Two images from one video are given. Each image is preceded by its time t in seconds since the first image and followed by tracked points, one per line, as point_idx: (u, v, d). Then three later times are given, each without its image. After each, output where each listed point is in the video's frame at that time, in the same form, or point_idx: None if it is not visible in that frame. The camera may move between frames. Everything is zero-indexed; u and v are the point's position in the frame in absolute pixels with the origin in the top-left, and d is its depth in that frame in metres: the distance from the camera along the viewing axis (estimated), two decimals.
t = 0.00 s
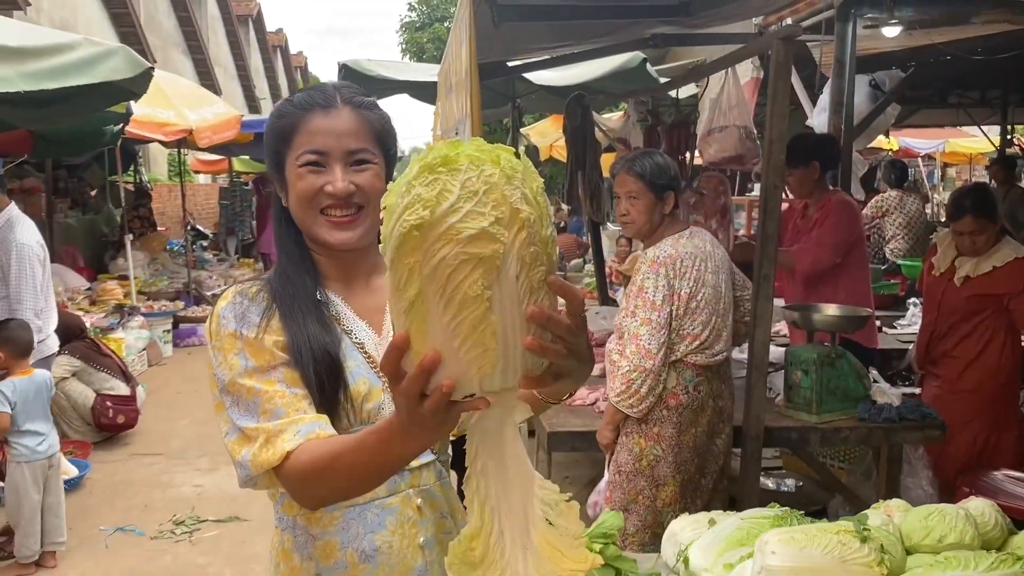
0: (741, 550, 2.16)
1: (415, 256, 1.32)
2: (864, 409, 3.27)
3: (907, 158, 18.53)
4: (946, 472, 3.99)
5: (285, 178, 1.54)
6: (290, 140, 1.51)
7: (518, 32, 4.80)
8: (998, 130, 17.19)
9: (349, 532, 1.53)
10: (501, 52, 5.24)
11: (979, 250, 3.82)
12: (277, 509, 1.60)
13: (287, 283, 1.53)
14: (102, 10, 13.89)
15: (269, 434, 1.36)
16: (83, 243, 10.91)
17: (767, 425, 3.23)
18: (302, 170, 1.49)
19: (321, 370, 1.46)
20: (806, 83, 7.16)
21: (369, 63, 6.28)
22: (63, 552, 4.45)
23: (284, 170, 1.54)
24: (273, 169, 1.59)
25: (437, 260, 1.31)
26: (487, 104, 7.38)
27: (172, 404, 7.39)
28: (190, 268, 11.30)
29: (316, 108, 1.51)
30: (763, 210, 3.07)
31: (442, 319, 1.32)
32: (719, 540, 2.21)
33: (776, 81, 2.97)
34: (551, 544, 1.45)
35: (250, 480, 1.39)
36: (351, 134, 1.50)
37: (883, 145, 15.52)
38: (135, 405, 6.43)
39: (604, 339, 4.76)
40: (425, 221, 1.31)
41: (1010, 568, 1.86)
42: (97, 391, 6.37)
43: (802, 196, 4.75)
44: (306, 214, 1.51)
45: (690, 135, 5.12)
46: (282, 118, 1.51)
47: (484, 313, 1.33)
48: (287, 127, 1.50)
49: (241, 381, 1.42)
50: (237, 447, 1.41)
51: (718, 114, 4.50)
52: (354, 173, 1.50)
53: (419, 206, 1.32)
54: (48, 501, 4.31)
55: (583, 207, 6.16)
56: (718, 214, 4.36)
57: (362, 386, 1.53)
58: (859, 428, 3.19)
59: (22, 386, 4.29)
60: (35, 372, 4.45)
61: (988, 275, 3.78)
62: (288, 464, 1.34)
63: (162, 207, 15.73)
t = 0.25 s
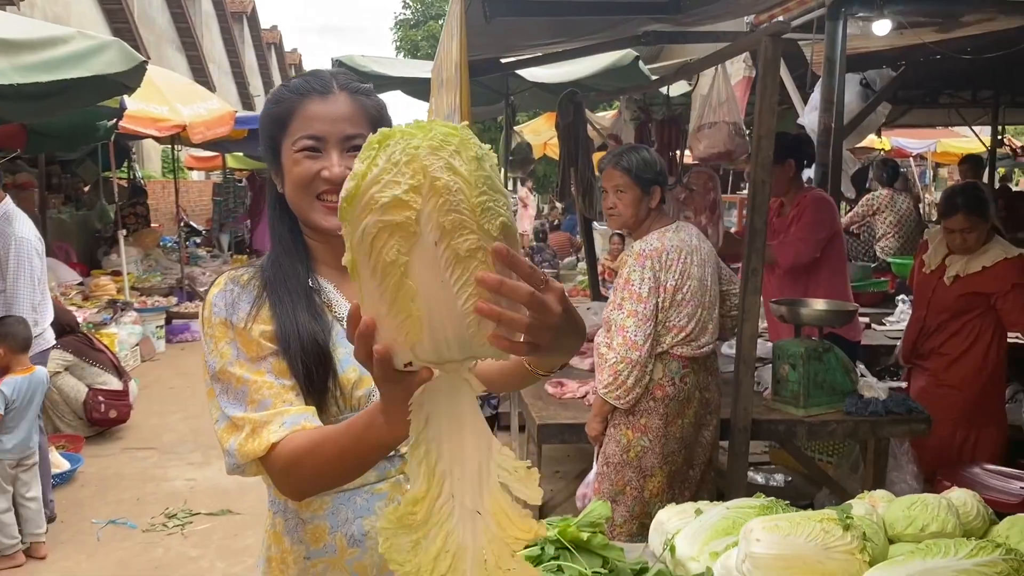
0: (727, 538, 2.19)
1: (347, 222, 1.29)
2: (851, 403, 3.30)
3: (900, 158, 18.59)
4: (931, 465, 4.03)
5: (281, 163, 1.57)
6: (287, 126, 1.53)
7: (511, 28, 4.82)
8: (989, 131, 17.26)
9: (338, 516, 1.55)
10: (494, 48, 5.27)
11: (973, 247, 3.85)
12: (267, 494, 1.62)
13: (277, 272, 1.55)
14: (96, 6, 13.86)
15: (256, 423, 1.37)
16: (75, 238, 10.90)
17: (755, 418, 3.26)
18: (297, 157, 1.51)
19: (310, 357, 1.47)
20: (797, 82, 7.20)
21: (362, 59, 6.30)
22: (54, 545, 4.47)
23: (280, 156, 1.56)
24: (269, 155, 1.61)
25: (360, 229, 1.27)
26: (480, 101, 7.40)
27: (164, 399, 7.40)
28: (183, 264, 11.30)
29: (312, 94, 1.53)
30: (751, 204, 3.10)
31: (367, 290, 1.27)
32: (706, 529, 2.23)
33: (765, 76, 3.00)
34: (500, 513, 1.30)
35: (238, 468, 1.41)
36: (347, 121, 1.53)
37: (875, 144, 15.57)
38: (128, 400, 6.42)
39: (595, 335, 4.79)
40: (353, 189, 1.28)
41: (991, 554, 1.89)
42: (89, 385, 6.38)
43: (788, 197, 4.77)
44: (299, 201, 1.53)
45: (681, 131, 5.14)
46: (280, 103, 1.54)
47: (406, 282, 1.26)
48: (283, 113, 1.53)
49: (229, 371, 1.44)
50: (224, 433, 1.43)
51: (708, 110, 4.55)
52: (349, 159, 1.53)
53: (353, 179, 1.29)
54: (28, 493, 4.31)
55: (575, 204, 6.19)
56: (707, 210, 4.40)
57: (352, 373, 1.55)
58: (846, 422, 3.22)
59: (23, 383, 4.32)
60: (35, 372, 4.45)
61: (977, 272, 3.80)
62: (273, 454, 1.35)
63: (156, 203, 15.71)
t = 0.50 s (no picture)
0: (713, 526, 2.20)
1: (367, 202, 1.32)
2: (838, 394, 3.32)
3: (887, 156, 18.67)
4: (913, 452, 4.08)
5: (283, 144, 1.55)
6: (298, 105, 1.52)
7: (501, 20, 4.82)
8: (976, 129, 17.36)
9: (322, 498, 1.57)
10: (484, 41, 5.27)
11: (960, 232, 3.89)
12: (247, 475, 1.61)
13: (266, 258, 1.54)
14: None
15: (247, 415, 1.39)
16: (63, 232, 10.84)
17: (742, 408, 3.28)
18: (309, 137, 1.51)
19: (303, 343, 1.49)
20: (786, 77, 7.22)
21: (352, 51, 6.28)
22: (41, 538, 4.45)
23: (285, 134, 1.54)
24: (268, 135, 1.59)
25: (381, 209, 1.31)
26: (469, 95, 7.40)
27: (152, 393, 7.38)
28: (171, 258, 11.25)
29: (324, 78, 1.53)
30: (738, 196, 3.12)
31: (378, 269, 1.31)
32: (692, 516, 2.24)
33: (753, 67, 3.01)
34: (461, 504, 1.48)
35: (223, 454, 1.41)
36: (358, 105, 1.55)
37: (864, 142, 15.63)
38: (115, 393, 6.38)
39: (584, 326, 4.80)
40: (376, 171, 1.32)
41: (974, 539, 1.91)
42: (76, 378, 6.35)
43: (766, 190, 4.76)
44: (302, 184, 1.53)
45: (669, 125, 5.16)
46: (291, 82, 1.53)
47: (422, 267, 1.32)
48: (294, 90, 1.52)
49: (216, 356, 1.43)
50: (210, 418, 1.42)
51: (696, 103, 4.58)
52: (360, 142, 1.53)
53: (380, 158, 1.33)
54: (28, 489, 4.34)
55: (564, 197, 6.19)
56: (696, 203, 4.42)
57: (343, 358, 1.57)
58: (833, 413, 3.24)
59: (9, 369, 4.31)
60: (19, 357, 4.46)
61: (964, 258, 3.83)
62: (251, 445, 1.38)
63: (143, 198, 15.63)
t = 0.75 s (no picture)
0: (696, 510, 2.24)
1: (527, 264, 1.53)
2: (819, 382, 3.36)
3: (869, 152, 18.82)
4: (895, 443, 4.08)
5: (284, 138, 1.49)
6: (304, 96, 1.46)
7: (488, 13, 4.84)
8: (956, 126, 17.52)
9: (311, 486, 1.53)
10: (470, 34, 5.29)
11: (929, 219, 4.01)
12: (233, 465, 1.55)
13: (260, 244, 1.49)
14: None
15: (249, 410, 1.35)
16: (45, 224, 10.78)
17: (724, 397, 3.33)
18: (317, 132, 1.46)
19: (301, 336, 1.46)
20: (769, 72, 7.28)
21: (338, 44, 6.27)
22: (26, 528, 4.45)
23: (287, 124, 1.48)
24: (265, 123, 1.51)
25: (541, 276, 1.52)
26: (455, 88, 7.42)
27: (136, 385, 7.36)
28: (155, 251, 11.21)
29: (335, 77, 1.48)
30: (721, 188, 3.16)
31: (511, 321, 1.49)
32: (675, 501, 2.28)
33: (736, 59, 3.05)
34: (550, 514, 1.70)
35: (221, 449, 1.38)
36: (365, 104, 1.52)
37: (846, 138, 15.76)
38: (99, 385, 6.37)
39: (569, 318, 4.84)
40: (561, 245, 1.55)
41: (950, 520, 1.95)
42: (60, 370, 6.34)
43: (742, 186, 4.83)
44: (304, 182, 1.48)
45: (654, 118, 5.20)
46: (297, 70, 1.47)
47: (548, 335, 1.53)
48: (302, 81, 1.46)
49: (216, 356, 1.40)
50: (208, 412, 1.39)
51: (680, 97, 4.63)
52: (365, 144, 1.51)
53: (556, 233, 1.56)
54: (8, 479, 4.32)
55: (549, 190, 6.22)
56: (680, 195, 4.48)
57: (340, 351, 1.54)
58: (813, 402, 3.29)
59: None
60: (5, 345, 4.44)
61: (930, 243, 3.94)
62: (257, 438, 1.34)
63: (126, 191, 15.55)
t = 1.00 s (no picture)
0: (683, 489, 2.29)
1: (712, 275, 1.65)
2: (802, 368, 3.44)
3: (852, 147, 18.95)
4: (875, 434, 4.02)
5: (307, 132, 1.46)
6: (331, 94, 1.43)
7: (477, 5, 4.87)
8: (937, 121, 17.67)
9: (345, 465, 1.56)
10: (459, 26, 5.32)
11: (886, 206, 4.03)
12: (264, 451, 1.55)
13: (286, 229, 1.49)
14: None
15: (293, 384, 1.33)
16: (29, 217, 10.72)
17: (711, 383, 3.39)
18: (340, 132, 1.45)
19: (326, 319, 1.49)
20: (754, 65, 7.34)
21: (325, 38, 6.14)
22: (15, 517, 4.46)
23: (309, 119, 1.45)
24: (286, 113, 1.47)
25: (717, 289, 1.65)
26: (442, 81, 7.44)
27: (123, 377, 7.36)
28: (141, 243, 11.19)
29: (365, 74, 1.45)
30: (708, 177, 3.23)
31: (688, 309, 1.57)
32: (663, 481, 2.34)
33: (723, 51, 3.11)
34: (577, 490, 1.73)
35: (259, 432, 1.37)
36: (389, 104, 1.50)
37: (829, 132, 15.87)
38: (87, 376, 6.37)
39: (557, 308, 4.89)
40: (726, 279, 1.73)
41: (929, 497, 2.02)
42: (47, 361, 6.34)
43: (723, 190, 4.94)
44: (328, 176, 1.48)
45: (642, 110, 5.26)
46: (327, 64, 1.43)
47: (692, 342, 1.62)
48: (330, 79, 1.42)
49: (250, 339, 1.37)
50: (241, 394, 1.37)
51: (666, 89, 4.69)
52: (384, 141, 1.50)
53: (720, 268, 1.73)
54: None
55: (537, 182, 6.26)
56: (666, 186, 4.57)
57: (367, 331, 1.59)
58: (796, 387, 3.36)
59: None
60: None
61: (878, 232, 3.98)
62: (304, 410, 1.32)
63: (110, 183, 15.48)
